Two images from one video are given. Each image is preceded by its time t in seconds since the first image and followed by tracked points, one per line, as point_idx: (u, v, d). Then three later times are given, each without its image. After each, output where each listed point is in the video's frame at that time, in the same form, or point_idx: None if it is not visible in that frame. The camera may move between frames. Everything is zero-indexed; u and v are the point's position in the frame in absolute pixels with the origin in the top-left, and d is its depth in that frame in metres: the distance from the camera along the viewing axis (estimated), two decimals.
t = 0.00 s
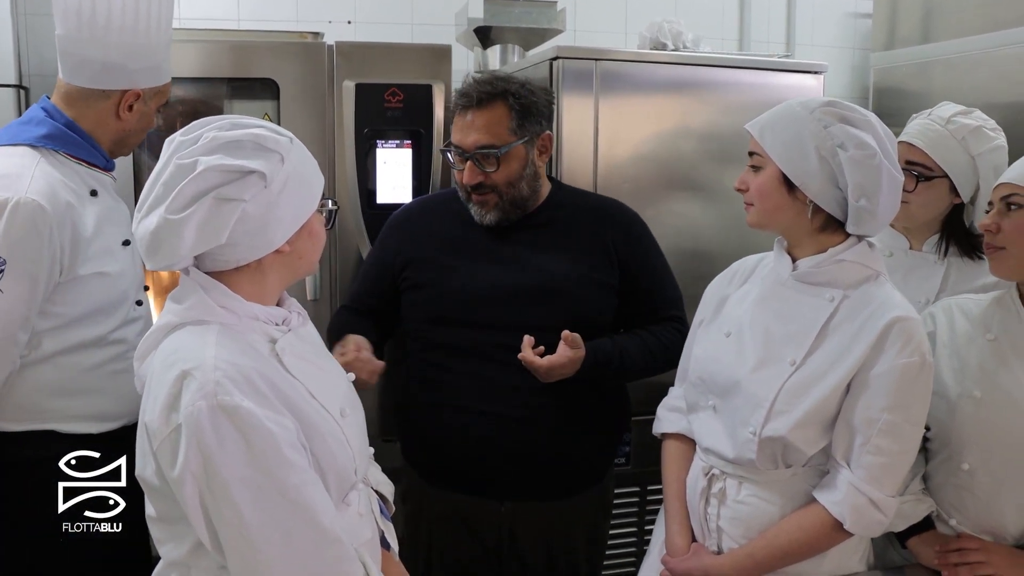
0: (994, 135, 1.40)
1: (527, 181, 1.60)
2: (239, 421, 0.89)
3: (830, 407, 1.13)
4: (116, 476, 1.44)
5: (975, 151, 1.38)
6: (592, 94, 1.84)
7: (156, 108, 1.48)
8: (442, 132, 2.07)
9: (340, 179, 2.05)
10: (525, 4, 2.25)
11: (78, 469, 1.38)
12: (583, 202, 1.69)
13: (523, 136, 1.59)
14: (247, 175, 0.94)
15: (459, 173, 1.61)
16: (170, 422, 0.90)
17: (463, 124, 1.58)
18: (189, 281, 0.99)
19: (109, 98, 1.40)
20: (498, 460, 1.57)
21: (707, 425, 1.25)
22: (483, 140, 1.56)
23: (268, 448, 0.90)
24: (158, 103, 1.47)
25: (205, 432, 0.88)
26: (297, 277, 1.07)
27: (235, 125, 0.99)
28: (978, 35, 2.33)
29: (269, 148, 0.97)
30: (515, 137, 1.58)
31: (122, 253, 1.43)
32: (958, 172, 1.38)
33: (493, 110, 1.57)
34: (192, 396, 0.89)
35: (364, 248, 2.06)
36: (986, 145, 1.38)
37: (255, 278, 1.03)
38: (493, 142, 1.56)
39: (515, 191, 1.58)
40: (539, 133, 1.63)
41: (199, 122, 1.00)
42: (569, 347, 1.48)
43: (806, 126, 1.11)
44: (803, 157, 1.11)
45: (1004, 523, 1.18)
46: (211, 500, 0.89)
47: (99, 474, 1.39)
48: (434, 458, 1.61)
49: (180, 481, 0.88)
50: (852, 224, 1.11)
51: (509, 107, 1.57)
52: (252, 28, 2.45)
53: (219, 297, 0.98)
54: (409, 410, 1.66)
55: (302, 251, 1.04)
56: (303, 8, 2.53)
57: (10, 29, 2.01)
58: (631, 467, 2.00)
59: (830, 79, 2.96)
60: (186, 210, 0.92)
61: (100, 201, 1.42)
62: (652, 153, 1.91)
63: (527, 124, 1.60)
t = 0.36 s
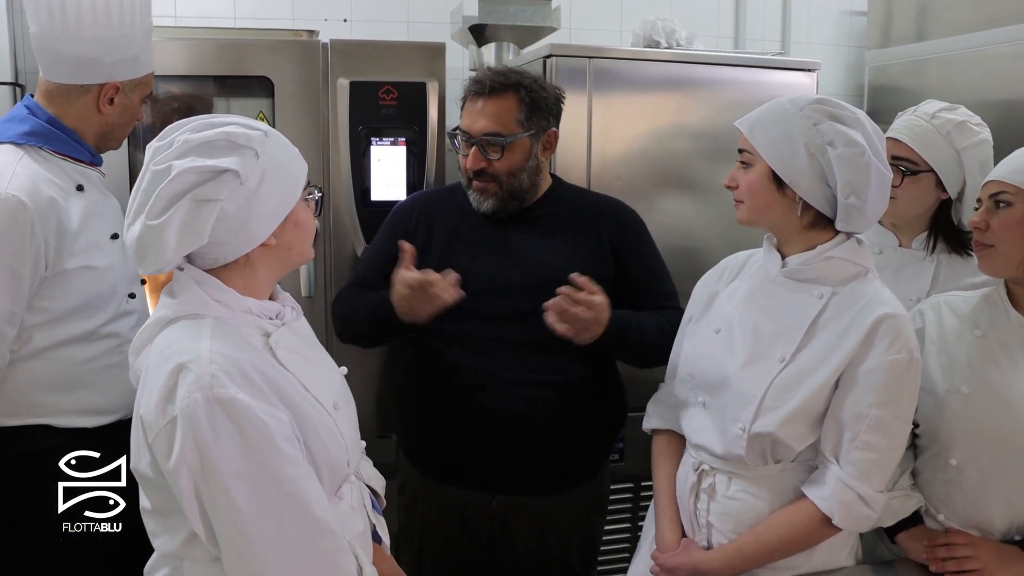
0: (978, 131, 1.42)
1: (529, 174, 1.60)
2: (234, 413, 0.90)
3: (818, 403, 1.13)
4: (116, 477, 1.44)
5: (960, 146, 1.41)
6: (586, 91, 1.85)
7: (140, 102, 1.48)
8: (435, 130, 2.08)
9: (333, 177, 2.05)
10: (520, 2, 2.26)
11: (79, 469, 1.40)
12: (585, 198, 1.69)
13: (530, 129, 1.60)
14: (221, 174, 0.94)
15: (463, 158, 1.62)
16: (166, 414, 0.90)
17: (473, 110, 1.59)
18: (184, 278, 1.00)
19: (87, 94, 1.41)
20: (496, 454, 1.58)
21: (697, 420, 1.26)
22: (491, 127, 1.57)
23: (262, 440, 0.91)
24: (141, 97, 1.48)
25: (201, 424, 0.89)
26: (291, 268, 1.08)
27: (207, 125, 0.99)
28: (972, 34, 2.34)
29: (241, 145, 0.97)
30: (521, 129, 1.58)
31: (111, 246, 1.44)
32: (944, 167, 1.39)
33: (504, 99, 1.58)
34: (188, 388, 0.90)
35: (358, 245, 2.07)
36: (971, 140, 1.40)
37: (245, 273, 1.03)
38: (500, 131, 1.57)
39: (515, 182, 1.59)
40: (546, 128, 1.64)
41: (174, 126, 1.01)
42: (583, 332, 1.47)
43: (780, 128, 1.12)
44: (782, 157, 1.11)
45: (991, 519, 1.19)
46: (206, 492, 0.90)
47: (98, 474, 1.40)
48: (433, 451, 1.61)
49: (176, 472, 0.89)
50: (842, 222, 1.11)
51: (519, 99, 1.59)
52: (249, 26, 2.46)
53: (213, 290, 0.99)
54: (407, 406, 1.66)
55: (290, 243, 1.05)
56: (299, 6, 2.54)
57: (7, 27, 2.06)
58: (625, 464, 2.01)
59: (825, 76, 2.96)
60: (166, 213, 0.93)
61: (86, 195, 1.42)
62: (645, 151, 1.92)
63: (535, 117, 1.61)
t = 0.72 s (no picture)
0: (968, 130, 1.42)
1: (526, 189, 1.60)
2: (215, 407, 0.91)
3: (802, 398, 1.14)
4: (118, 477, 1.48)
5: (949, 146, 1.41)
6: (577, 89, 1.86)
7: (127, 92, 1.49)
8: (428, 129, 2.09)
9: (326, 176, 2.05)
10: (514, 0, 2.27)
11: (79, 469, 1.44)
12: (582, 203, 1.70)
13: (529, 143, 1.60)
14: (209, 170, 0.96)
15: (461, 169, 1.62)
16: (149, 410, 0.92)
17: (473, 123, 1.59)
18: (165, 274, 1.00)
19: (62, 84, 1.43)
20: (488, 451, 1.58)
21: (683, 416, 1.27)
22: (490, 141, 1.57)
23: (243, 434, 0.92)
24: (126, 88, 1.49)
25: (183, 419, 0.90)
26: (269, 269, 1.08)
27: (199, 123, 1.01)
28: (963, 31, 2.35)
29: (231, 143, 0.98)
30: (520, 143, 1.59)
31: (98, 240, 1.44)
32: (933, 165, 1.40)
33: (503, 115, 1.59)
34: (170, 384, 0.91)
35: (352, 243, 2.08)
36: (960, 139, 1.41)
37: (228, 270, 1.04)
38: (498, 144, 1.57)
39: (513, 196, 1.59)
40: (546, 142, 1.64)
41: (165, 122, 1.02)
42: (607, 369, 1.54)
43: (767, 124, 1.12)
44: (767, 152, 1.12)
45: (975, 513, 1.19)
46: (190, 486, 0.91)
47: (98, 473, 1.44)
48: (427, 449, 1.62)
49: (160, 467, 0.90)
50: (825, 218, 1.12)
51: (519, 113, 1.59)
52: (244, 24, 2.47)
53: (195, 288, 1.00)
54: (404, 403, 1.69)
55: (274, 243, 1.06)
56: (294, 4, 2.54)
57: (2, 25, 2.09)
58: (617, 460, 2.02)
59: (819, 75, 2.97)
60: (153, 205, 0.94)
61: (76, 189, 1.44)
62: (637, 149, 1.93)
63: (534, 132, 1.61)
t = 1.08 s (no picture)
0: (957, 127, 1.44)
1: (523, 174, 1.61)
2: (206, 401, 0.93)
3: (788, 392, 1.15)
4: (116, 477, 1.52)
5: (939, 142, 1.42)
6: (570, 86, 1.89)
7: (103, 79, 1.48)
8: (422, 125, 2.10)
9: (320, 173, 2.06)
10: None
11: (78, 469, 1.47)
12: (579, 195, 1.70)
13: (525, 130, 1.61)
14: (203, 165, 0.96)
15: (458, 156, 1.63)
16: (141, 403, 0.93)
17: (469, 109, 1.60)
18: (158, 268, 1.02)
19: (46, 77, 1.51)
20: (479, 445, 1.59)
21: (669, 411, 1.27)
22: (486, 127, 1.58)
23: (233, 428, 0.93)
24: (105, 74, 1.49)
25: (173, 412, 0.91)
26: (260, 266, 1.10)
27: (194, 118, 1.01)
28: (957, 28, 2.36)
29: (225, 139, 0.99)
30: (517, 130, 1.60)
31: (73, 238, 1.43)
32: (923, 163, 1.41)
33: (500, 100, 1.60)
34: (161, 379, 0.92)
35: (346, 240, 2.09)
36: (949, 136, 1.42)
37: (218, 265, 1.05)
38: (495, 132, 1.58)
39: (507, 181, 1.60)
40: (543, 130, 1.65)
41: (160, 117, 1.03)
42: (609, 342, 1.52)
43: (753, 119, 1.13)
44: (751, 148, 1.13)
45: (962, 506, 1.20)
46: (180, 478, 0.92)
47: (96, 473, 1.47)
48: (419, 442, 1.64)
49: (151, 460, 0.92)
50: (809, 213, 1.13)
51: (515, 100, 1.60)
52: (240, 22, 2.47)
53: (188, 283, 1.01)
54: (398, 395, 1.71)
55: (265, 240, 1.07)
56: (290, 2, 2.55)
57: None
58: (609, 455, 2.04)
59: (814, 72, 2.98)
60: (146, 198, 0.95)
61: (69, 186, 1.46)
62: (629, 144, 1.96)
63: (530, 119, 1.62)
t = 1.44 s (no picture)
0: (947, 120, 1.47)
1: (512, 165, 1.63)
2: (212, 392, 0.95)
3: (778, 385, 1.16)
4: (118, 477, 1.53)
5: (933, 136, 1.45)
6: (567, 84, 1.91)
7: (112, 88, 1.48)
8: (421, 122, 2.11)
9: (320, 169, 2.08)
10: None
11: (79, 469, 1.48)
12: (573, 194, 1.73)
13: (517, 120, 1.64)
14: (209, 162, 0.99)
15: (451, 145, 1.66)
16: (148, 392, 0.95)
17: (463, 98, 1.64)
18: (164, 262, 1.04)
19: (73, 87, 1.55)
20: (474, 437, 1.61)
21: (663, 404, 1.29)
22: (478, 114, 1.61)
23: (238, 419, 0.95)
24: (112, 83, 1.48)
25: (179, 402, 0.93)
26: (264, 259, 1.11)
27: (199, 115, 1.03)
28: (954, 26, 2.38)
29: (230, 136, 1.01)
30: (509, 120, 1.63)
31: (65, 239, 1.44)
32: (919, 156, 1.43)
33: (493, 90, 1.63)
34: (168, 368, 0.94)
35: (346, 236, 2.11)
36: (941, 129, 1.45)
37: (223, 258, 1.07)
38: (486, 119, 1.61)
39: (497, 171, 1.62)
40: (533, 122, 1.67)
41: (167, 114, 1.05)
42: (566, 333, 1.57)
43: (746, 115, 1.15)
44: (742, 145, 1.15)
45: (951, 497, 1.21)
46: (184, 466, 0.94)
47: (97, 473, 1.48)
48: (411, 435, 1.65)
49: (157, 448, 0.94)
50: (799, 210, 1.14)
51: (508, 90, 1.63)
52: (242, 21, 2.49)
53: (194, 277, 1.03)
54: (388, 386, 1.72)
55: (268, 233, 1.09)
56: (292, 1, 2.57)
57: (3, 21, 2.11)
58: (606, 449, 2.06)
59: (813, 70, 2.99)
60: (153, 194, 0.97)
61: (73, 190, 1.47)
62: (624, 141, 1.98)
63: (523, 110, 1.65)
